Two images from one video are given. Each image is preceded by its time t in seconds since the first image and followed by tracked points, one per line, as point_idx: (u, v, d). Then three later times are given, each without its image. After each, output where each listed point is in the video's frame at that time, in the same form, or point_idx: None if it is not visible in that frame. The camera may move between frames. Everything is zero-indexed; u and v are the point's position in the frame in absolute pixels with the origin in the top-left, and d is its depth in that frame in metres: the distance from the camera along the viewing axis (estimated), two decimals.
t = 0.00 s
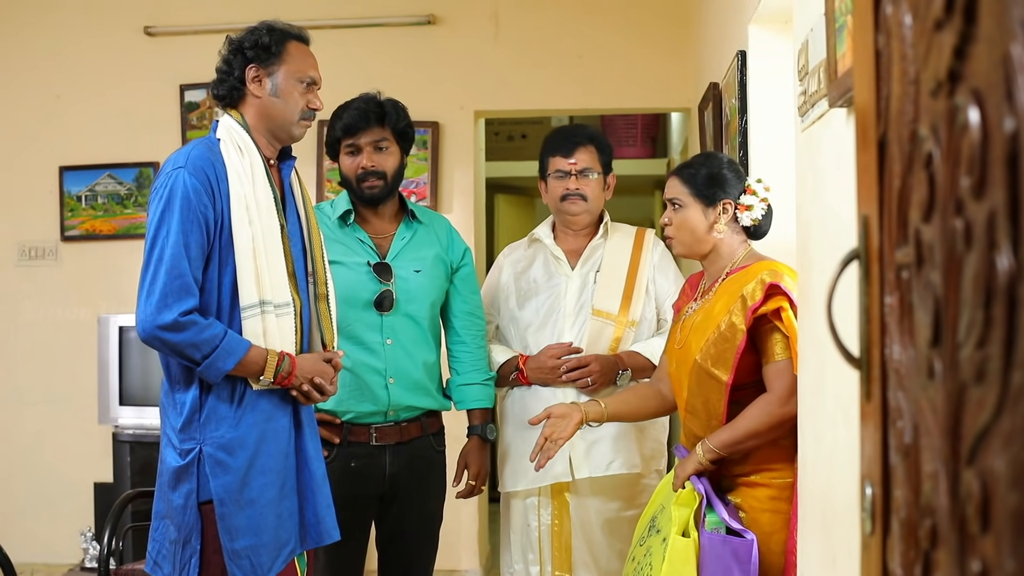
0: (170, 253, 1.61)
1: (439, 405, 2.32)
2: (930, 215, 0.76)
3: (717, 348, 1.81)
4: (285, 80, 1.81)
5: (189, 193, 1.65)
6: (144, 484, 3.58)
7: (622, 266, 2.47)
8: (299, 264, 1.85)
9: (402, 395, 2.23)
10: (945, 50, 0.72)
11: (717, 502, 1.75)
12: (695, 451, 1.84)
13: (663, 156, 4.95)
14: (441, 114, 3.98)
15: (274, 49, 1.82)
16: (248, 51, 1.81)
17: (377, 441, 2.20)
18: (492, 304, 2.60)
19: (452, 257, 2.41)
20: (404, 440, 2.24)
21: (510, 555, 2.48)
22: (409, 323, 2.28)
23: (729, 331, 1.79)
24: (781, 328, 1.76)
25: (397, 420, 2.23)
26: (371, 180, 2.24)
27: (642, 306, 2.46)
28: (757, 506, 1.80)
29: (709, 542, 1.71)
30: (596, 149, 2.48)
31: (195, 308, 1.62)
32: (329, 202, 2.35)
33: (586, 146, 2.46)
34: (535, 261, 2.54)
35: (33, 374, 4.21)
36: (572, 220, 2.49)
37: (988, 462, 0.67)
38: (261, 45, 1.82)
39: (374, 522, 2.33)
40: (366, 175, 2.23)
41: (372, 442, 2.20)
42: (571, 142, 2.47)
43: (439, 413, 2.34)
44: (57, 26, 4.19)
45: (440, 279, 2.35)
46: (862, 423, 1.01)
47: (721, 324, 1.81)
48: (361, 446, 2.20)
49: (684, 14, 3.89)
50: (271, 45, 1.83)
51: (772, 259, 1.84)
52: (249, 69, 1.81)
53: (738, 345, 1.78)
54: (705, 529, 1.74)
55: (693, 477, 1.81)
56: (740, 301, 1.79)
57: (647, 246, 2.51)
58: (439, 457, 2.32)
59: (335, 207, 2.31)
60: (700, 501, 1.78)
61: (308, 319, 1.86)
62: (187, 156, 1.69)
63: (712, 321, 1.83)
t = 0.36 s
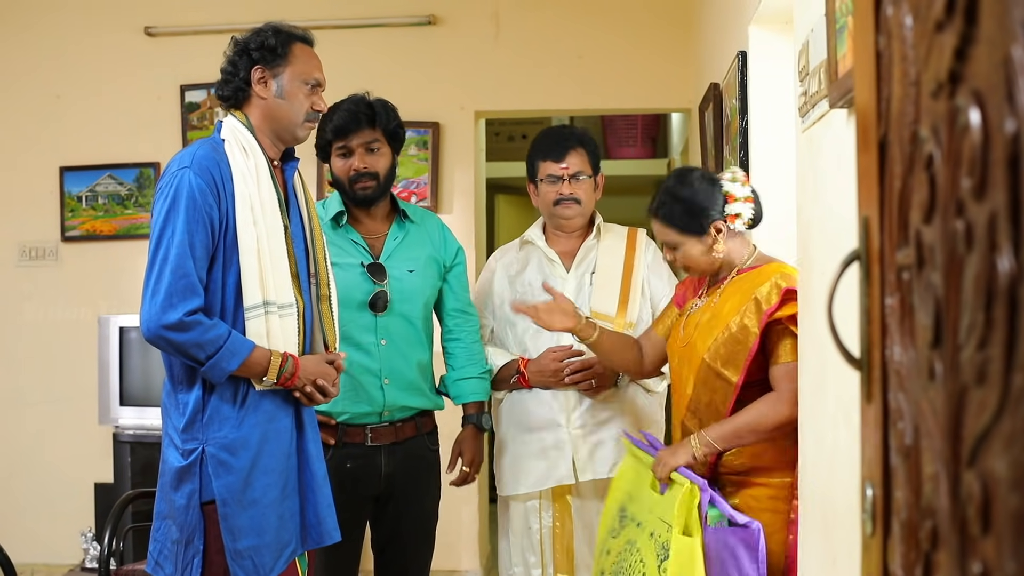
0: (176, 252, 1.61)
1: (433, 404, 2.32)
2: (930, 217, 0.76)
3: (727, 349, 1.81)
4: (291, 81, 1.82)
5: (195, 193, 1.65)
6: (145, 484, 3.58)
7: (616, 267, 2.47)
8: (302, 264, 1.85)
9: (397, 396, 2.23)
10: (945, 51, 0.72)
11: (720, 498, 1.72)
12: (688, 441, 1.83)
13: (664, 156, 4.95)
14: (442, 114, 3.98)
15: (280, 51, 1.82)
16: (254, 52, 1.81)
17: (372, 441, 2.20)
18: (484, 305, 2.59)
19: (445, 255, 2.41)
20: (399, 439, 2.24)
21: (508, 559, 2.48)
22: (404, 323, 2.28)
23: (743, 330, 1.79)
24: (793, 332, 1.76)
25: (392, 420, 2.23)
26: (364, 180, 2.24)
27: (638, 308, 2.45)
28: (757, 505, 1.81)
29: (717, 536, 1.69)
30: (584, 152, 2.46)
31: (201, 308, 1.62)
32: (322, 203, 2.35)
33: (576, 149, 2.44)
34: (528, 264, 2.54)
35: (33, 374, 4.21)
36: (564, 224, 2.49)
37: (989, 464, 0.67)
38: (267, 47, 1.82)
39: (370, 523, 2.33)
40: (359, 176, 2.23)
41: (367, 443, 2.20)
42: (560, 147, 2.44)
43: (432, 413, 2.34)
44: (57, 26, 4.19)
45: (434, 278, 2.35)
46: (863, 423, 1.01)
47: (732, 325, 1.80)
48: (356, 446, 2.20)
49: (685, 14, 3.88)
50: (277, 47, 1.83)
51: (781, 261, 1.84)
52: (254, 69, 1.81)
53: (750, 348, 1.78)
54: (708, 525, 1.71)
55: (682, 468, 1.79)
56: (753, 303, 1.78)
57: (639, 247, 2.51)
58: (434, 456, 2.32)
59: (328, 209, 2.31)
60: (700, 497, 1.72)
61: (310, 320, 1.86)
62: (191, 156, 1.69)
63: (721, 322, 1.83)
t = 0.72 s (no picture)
0: (177, 252, 1.61)
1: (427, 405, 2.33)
2: (930, 218, 0.76)
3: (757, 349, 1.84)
4: (293, 84, 1.82)
5: (198, 193, 1.65)
6: (144, 485, 3.58)
7: (611, 270, 2.46)
8: (302, 265, 1.84)
9: (394, 398, 2.23)
10: (945, 53, 0.71)
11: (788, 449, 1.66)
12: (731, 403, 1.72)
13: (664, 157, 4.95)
14: (442, 115, 3.98)
15: (283, 52, 1.82)
16: (256, 54, 1.81)
17: (369, 442, 2.21)
18: (474, 306, 2.60)
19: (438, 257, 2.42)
20: (396, 440, 2.24)
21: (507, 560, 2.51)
22: (400, 326, 2.29)
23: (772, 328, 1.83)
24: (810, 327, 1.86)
25: (388, 421, 2.24)
26: (364, 184, 2.23)
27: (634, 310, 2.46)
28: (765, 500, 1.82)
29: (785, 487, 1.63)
30: (577, 157, 2.45)
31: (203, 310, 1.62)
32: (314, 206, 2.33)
33: (570, 154, 2.43)
34: (523, 267, 2.54)
35: (33, 375, 4.21)
36: (555, 228, 2.49)
37: (989, 467, 0.67)
38: (270, 48, 1.82)
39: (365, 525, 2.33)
40: (361, 178, 2.23)
41: (364, 444, 2.20)
42: (552, 151, 2.42)
43: (428, 412, 2.34)
44: (57, 26, 4.19)
45: (428, 280, 2.37)
46: (863, 424, 1.01)
47: (757, 327, 1.83)
48: (353, 447, 2.20)
49: (685, 14, 3.88)
50: (280, 49, 1.83)
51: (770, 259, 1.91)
52: (257, 71, 1.80)
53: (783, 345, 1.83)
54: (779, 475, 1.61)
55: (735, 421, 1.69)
56: (778, 303, 1.83)
57: (633, 247, 2.50)
58: (430, 456, 2.34)
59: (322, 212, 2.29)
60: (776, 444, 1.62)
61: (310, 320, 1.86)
62: (193, 156, 1.69)
63: (740, 323, 1.84)
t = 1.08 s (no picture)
0: (173, 253, 1.61)
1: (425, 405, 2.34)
2: (931, 221, 0.76)
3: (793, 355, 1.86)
4: (289, 85, 1.82)
5: (194, 194, 1.65)
6: (145, 486, 3.58)
7: (605, 275, 2.48)
8: (298, 266, 1.85)
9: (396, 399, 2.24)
10: (946, 55, 0.71)
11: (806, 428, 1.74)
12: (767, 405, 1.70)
13: (665, 157, 4.95)
14: (442, 115, 3.97)
15: (278, 53, 1.82)
16: (252, 55, 1.82)
17: (366, 440, 2.22)
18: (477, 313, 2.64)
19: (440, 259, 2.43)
20: (390, 439, 2.25)
21: (504, 564, 2.52)
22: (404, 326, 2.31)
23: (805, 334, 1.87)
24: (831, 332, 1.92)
25: (386, 420, 2.24)
26: (397, 183, 2.25)
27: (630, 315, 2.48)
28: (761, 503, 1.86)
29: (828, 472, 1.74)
30: (571, 165, 2.44)
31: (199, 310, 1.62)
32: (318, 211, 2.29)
33: (562, 167, 2.41)
34: (516, 273, 2.56)
35: (33, 375, 4.21)
36: (552, 237, 2.51)
37: (990, 469, 0.67)
38: (265, 49, 1.83)
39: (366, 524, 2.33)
40: (396, 177, 2.24)
41: (361, 441, 2.21)
42: (544, 166, 2.40)
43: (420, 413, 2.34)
44: (57, 27, 4.19)
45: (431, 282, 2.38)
46: (864, 426, 1.01)
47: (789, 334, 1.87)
48: (349, 444, 2.21)
49: (686, 14, 3.88)
50: (275, 50, 1.83)
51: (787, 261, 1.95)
52: (252, 72, 1.81)
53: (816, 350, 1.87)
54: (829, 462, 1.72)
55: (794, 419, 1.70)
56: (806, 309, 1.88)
57: (628, 252, 2.51)
58: (426, 456, 2.34)
59: (327, 218, 2.25)
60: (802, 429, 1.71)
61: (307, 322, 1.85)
62: (189, 157, 1.69)
63: (777, 330, 1.87)
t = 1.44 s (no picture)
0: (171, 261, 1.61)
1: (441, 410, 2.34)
2: (931, 224, 0.76)
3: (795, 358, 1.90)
4: (288, 90, 1.82)
5: (190, 201, 1.65)
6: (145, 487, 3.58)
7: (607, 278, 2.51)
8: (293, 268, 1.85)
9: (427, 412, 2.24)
10: (946, 58, 0.71)
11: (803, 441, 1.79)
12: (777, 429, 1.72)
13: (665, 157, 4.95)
14: (442, 116, 3.97)
15: (278, 61, 1.81)
16: (252, 63, 1.80)
17: (395, 446, 2.18)
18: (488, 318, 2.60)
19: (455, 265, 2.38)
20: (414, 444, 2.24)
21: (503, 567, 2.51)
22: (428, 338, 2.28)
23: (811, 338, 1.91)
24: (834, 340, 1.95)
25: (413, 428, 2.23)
26: (423, 199, 2.20)
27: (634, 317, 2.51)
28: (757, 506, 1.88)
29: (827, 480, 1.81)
30: (572, 163, 2.44)
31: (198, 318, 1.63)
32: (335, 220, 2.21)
33: (561, 162, 2.42)
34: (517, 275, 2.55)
35: (33, 376, 4.21)
36: (552, 235, 2.51)
37: (990, 472, 0.67)
38: (265, 56, 1.81)
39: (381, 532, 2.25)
40: (422, 193, 2.19)
41: (391, 448, 2.18)
42: (542, 160, 2.42)
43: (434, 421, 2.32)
44: (57, 28, 4.19)
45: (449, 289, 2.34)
46: (864, 429, 1.01)
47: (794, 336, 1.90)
48: (380, 449, 2.17)
49: (686, 14, 3.88)
50: (275, 56, 1.82)
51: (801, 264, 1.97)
52: (252, 81, 1.80)
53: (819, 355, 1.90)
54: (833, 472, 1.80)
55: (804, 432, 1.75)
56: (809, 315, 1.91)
57: (628, 255, 2.56)
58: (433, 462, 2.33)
59: (352, 226, 2.20)
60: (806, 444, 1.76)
61: (301, 324, 1.86)
62: (183, 162, 1.69)
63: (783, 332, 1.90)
